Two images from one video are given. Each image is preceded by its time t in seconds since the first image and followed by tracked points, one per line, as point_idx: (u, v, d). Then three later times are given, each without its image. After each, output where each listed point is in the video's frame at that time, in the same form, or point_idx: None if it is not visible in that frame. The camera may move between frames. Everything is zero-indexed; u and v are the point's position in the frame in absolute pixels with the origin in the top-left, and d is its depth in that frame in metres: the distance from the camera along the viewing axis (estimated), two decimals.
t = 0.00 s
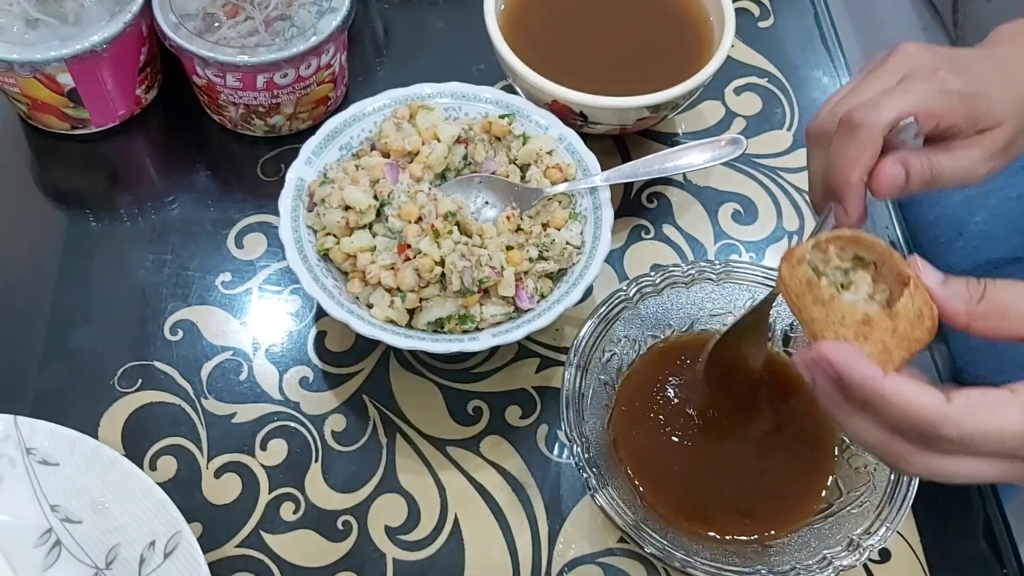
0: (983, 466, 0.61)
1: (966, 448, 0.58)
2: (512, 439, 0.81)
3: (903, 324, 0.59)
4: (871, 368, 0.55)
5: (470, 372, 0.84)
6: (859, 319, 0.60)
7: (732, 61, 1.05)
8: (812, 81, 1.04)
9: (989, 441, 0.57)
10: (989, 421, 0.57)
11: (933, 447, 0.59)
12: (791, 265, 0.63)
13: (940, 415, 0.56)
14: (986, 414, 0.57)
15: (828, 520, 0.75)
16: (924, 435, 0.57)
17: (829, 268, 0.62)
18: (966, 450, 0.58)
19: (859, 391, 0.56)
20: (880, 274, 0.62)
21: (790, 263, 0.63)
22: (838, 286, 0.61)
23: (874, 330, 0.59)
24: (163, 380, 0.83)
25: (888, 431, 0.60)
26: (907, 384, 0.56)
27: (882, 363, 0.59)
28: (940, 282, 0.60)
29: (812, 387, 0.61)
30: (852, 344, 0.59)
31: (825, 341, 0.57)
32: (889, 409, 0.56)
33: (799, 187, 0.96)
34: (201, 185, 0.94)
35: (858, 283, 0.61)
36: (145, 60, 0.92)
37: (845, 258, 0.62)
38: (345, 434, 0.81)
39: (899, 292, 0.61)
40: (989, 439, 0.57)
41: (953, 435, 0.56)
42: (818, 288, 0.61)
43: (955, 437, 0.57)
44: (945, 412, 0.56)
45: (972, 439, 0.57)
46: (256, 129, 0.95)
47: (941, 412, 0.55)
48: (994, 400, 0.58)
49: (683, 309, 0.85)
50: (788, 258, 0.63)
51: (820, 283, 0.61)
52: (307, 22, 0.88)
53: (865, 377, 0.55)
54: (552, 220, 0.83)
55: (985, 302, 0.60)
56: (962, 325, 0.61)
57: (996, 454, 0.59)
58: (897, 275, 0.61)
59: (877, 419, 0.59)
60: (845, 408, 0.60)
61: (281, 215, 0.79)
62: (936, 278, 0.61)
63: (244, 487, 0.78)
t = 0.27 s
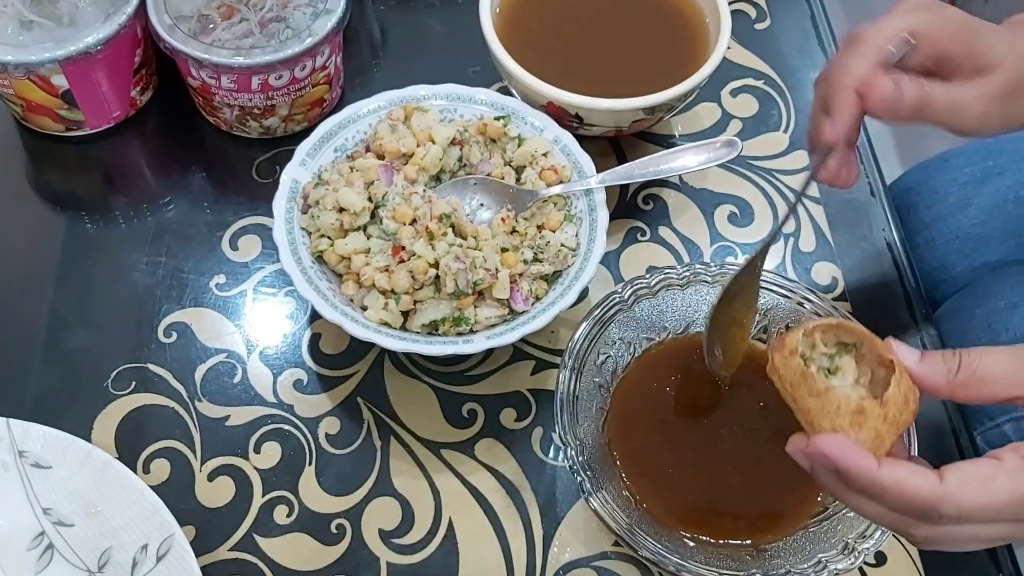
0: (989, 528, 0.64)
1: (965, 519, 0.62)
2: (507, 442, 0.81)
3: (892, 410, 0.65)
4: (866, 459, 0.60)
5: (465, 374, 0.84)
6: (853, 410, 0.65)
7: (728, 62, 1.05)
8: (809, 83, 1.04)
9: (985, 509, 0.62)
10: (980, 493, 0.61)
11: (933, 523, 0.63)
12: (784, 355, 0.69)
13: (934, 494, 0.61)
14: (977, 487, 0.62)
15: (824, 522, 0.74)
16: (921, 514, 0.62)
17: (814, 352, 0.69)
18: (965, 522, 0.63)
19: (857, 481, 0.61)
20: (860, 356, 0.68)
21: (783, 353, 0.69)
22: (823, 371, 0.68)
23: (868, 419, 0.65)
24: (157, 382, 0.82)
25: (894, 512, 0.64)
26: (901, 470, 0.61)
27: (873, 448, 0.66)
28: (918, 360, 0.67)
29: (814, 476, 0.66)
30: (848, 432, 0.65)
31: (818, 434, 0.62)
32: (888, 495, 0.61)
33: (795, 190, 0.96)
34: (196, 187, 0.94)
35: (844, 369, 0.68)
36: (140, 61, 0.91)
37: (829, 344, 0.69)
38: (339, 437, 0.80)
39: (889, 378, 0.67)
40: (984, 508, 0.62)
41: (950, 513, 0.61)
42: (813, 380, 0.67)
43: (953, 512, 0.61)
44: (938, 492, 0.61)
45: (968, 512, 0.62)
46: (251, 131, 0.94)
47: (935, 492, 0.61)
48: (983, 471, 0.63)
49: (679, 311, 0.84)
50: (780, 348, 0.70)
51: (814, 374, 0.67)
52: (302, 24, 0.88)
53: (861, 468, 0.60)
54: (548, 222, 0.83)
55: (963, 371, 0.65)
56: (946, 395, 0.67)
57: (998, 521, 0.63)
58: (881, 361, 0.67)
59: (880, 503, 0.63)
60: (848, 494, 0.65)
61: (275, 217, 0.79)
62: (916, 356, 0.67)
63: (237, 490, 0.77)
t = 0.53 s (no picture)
0: (990, 535, 0.64)
1: (965, 528, 0.62)
2: (506, 438, 0.81)
3: (887, 428, 0.67)
4: (863, 473, 0.60)
5: (464, 370, 0.84)
6: (853, 427, 0.66)
7: (730, 57, 1.04)
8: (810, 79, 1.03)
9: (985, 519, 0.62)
10: (980, 502, 0.61)
11: (935, 534, 0.63)
12: (782, 374, 0.70)
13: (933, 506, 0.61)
14: (975, 496, 0.61)
15: (825, 519, 0.74)
16: (922, 526, 0.62)
17: (810, 373, 0.70)
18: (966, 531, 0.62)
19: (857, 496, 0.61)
20: (850, 377, 0.70)
21: (781, 373, 0.70)
22: (820, 390, 0.69)
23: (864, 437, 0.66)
24: (155, 378, 0.82)
25: (895, 526, 0.64)
26: (899, 484, 0.61)
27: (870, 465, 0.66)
28: (905, 378, 0.69)
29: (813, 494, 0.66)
30: (847, 450, 0.66)
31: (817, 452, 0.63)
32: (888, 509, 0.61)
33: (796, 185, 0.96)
34: (195, 182, 0.94)
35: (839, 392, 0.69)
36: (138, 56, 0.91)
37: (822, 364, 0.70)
38: (338, 433, 0.80)
39: (879, 399, 0.68)
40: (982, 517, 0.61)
41: (951, 523, 0.61)
42: (813, 399, 0.68)
43: (953, 523, 0.61)
44: (938, 504, 0.61)
45: (967, 522, 0.61)
46: (250, 125, 0.94)
47: (935, 504, 0.61)
48: (982, 479, 0.62)
49: (679, 308, 0.84)
50: (778, 367, 0.71)
51: (813, 393, 0.68)
52: (301, 17, 0.87)
53: (861, 484, 0.60)
54: (547, 218, 0.82)
55: (951, 384, 0.67)
56: (938, 410, 0.69)
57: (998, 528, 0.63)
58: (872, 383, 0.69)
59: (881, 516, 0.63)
60: (848, 509, 0.65)
61: (274, 213, 0.78)
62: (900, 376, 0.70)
63: (236, 486, 0.77)
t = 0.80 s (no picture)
0: (993, 542, 0.63)
1: (966, 536, 0.62)
2: (510, 439, 0.81)
3: (887, 435, 0.66)
4: (865, 479, 0.60)
5: (468, 371, 0.84)
6: (853, 433, 0.66)
7: (733, 58, 1.04)
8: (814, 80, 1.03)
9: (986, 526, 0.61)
10: (979, 509, 0.61)
11: (936, 541, 0.63)
12: (782, 382, 0.70)
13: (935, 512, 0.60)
14: (976, 502, 0.61)
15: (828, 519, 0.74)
16: (924, 533, 0.62)
17: (810, 381, 0.70)
18: (968, 538, 0.62)
19: (858, 500, 0.61)
20: (850, 386, 0.69)
21: (781, 381, 0.70)
22: (819, 398, 0.68)
23: (864, 442, 0.65)
24: (160, 379, 0.83)
25: (897, 532, 0.63)
26: (901, 490, 0.61)
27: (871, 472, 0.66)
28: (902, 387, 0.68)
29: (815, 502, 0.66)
30: (848, 456, 0.66)
31: (819, 459, 0.63)
32: (888, 513, 0.61)
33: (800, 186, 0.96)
34: (200, 184, 0.94)
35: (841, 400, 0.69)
36: (142, 58, 0.91)
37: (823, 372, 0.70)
38: (342, 434, 0.80)
39: (881, 407, 0.67)
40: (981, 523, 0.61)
41: (953, 529, 0.61)
42: (813, 406, 0.68)
43: (955, 530, 0.61)
44: (939, 509, 0.61)
45: (968, 527, 0.61)
46: (254, 127, 0.94)
47: (937, 510, 0.61)
48: (981, 486, 0.62)
49: (682, 310, 0.84)
50: (777, 375, 0.71)
51: (813, 400, 0.68)
52: (305, 20, 0.88)
53: (861, 487, 0.60)
54: (550, 219, 0.83)
55: (949, 394, 0.65)
56: (937, 419, 0.67)
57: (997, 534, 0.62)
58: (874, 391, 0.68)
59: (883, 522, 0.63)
60: (851, 517, 0.64)
61: (278, 214, 0.79)
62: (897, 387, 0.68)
63: (241, 487, 0.77)
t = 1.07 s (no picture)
0: (981, 557, 0.63)
1: (951, 550, 0.61)
2: (506, 439, 0.81)
3: (870, 454, 0.66)
4: (847, 497, 0.61)
5: (465, 371, 0.84)
6: (835, 453, 0.66)
7: (729, 59, 1.05)
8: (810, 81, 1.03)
9: (971, 538, 0.61)
10: (963, 521, 0.61)
11: (923, 558, 0.62)
12: (764, 406, 0.71)
13: (917, 528, 0.60)
14: (960, 517, 0.61)
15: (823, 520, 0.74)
16: (909, 549, 0.62)
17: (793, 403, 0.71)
18: (955, 553, 0.62)
19: (839, 517, 0.61)
20: (832, 408, 0.70)
21: (764, 404, 0.71)
22: (802, 419, 0.69)
23: (848, 461, 0.66)
24: (157, 379, 0.83)
25: (883, 552, 0.63)
26: (884, 506, 0.61)
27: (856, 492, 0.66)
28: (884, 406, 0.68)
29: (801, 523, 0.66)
30: (831, 477, 0.66)
31: (802, 480, 0.63)
32: (870, 528, 0.61)
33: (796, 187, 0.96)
34: (197, 185, 0.94)
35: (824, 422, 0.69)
36: (139, 58, 0.91)
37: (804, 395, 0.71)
38: (339, 434, 0.80)
39: (862, 428, 0.68)
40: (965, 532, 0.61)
41: (938, 544, 0.61)
42: (795, 427, 0.69)
43: (940, 545, 0.61)
44: (922, 525, 0.61)
45: (953, 540, 0.61)
46: (251, 128, 0.94)
47: (919, 525, 0.61)
48: (965, 497, 0.62)
49: (677, 311, 0.84)
50: (760, 400, 0.72)
51: (796, 422, 0.69)
52: (302, 21, 0.88)
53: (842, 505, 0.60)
54: (547, 220, 0.83)
55: (931, 410, 0.66)
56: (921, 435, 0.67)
57: (985, 546, 0.62)
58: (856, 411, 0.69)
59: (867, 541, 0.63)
60: (836, 537, 0.64)
61: (275, 215, 0.79)
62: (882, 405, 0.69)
63: (237, 487, 0.77)
